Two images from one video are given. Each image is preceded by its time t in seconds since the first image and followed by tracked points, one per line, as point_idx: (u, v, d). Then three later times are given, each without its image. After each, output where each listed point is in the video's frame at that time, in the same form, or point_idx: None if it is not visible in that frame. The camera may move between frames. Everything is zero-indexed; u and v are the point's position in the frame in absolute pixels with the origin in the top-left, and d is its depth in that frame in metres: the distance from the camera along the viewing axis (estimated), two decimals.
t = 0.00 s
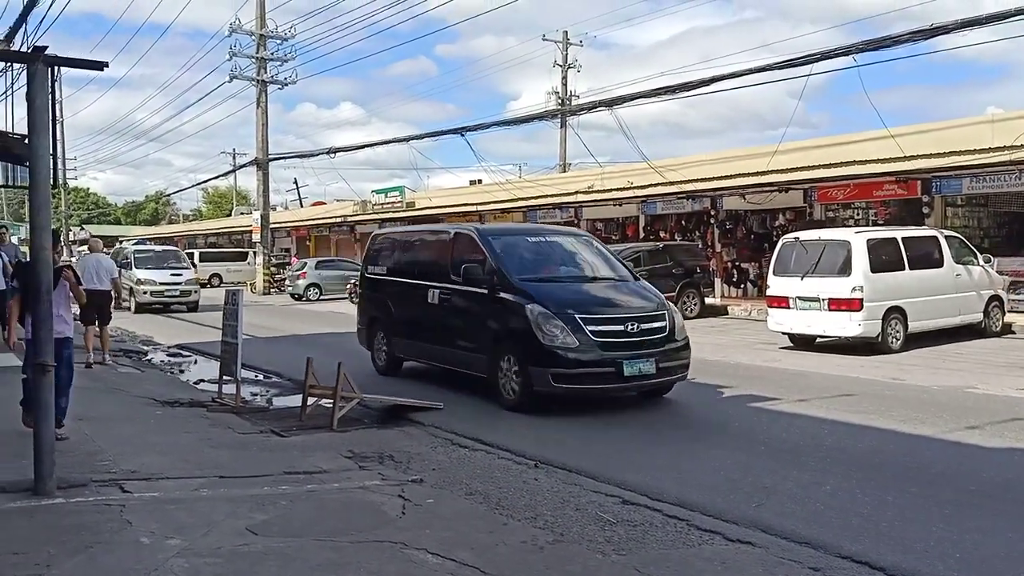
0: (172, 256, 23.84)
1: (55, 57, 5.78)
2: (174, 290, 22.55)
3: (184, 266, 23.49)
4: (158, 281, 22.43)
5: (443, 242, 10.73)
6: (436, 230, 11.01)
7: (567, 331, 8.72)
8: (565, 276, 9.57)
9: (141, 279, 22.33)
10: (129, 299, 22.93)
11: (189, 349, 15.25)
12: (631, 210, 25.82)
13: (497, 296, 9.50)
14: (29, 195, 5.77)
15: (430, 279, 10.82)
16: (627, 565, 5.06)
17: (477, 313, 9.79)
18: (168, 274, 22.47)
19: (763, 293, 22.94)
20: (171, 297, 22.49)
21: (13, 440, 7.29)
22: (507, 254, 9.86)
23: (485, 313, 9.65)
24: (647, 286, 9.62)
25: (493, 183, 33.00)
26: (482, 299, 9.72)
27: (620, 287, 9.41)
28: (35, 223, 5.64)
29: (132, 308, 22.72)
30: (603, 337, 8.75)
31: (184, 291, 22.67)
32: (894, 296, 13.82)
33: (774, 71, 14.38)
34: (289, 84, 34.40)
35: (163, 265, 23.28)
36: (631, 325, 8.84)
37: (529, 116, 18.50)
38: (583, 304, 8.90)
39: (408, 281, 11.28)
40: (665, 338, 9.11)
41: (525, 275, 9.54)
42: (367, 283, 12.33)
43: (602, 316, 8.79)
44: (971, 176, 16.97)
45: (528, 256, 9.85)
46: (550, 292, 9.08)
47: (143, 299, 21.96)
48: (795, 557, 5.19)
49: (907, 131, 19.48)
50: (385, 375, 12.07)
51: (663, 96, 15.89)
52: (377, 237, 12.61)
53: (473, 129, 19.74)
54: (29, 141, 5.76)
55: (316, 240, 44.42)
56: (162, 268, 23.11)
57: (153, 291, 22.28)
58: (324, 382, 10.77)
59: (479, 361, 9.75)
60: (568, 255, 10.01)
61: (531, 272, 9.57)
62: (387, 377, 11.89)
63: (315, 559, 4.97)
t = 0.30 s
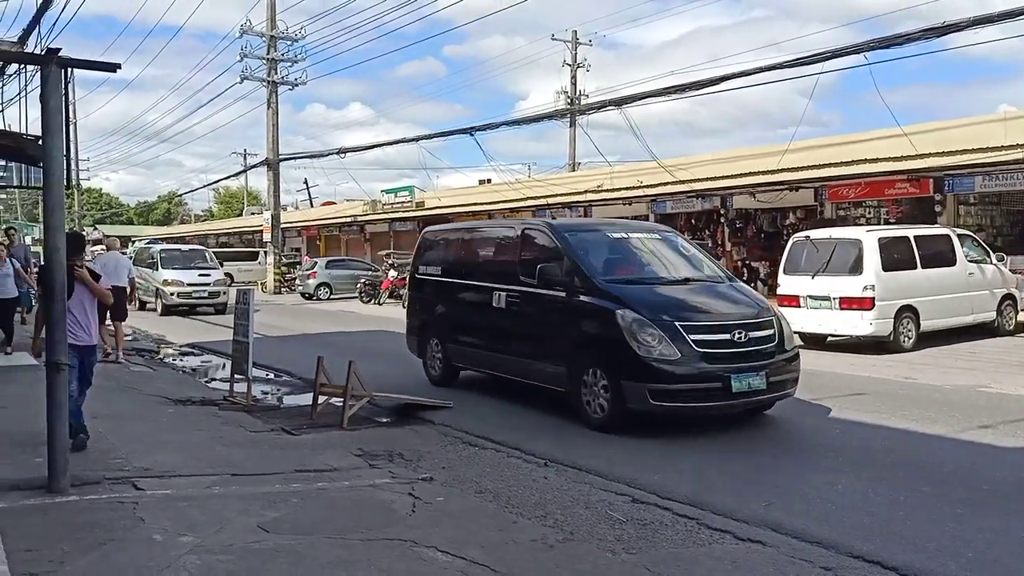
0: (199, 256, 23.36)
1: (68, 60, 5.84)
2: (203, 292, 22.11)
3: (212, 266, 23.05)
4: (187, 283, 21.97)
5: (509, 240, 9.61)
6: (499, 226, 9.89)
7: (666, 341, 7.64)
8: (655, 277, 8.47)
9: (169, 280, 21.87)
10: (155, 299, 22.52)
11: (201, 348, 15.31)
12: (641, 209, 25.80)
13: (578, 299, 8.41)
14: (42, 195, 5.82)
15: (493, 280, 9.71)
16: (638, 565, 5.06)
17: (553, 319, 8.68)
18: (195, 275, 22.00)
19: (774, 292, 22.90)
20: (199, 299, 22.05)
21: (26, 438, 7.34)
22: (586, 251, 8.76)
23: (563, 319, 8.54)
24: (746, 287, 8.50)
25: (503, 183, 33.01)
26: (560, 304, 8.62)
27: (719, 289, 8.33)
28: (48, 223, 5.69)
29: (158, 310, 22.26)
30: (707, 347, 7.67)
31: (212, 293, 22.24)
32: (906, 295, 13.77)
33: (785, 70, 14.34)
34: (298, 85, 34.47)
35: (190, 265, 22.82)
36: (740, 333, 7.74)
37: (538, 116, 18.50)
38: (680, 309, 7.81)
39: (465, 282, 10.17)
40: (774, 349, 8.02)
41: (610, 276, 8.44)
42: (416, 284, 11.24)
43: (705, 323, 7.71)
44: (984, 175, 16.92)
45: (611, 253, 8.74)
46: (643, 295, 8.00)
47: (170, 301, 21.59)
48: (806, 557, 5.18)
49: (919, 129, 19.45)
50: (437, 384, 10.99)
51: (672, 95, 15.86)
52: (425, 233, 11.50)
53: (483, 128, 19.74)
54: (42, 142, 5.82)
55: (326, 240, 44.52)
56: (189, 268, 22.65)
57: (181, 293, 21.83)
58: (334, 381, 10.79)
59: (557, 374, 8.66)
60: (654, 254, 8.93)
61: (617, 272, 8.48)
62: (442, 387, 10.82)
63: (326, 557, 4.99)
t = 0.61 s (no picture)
0: (223, 256, 22.93)
1: (76, 59, 5.85)
2: (227, 293, 21.67)
3: (235, 266, 22.65)
4: (210, 284, 21.56)
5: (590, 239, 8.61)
6: (575, 225, 8.91)
7: (794, 356, 6.62)
8: (766, 280, 7.46)
9: (191, 281, 21.48)
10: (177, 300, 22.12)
11: (208, 348, 15.34)
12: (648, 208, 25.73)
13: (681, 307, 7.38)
14: (51, 195, 5.84)
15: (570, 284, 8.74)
16: (646, 565, 5.05)
17: (647, 329, 7.69)
18: (220, 275, 21.59)
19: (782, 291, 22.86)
20: (222, 300, 21.62)
21: (35, 437, 7.36)
22: (686, 250, 7.71)
23: (659, 328, 7.54)
24: (870, 292, 7.48)
25: (509, 182, 33.00)
26: (657, 312, 7.61)
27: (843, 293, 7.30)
28: (57, 223, 5.70)
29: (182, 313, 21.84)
30: (842, 362, 6.64)
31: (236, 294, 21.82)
32: (914, 294, 13.74)
33: (792, 68, 14.31)
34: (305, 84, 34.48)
35: (213, 265, 22.42)
36: (878, 346, 6.71)
37: (545, 115, 18.48)
38: (805, 316, 6.79)
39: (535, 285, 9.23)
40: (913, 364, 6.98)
41: (717, 277, 7.41)
42: (476, 287, 10.31)
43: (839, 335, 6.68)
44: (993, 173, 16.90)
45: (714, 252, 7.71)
46: (761, 301, 6.97)
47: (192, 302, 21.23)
48: (814, 558, 5.17)
49: (929, 127, 19.43)
50: (499, 400, 10.01)
51: (680, 93, 15.83)
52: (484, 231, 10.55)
53: (489, 127, 19.73)
54: (51, 142, 5.83)
55: (333, 239, 44.59)
56: (212, 268, 22.23)
57: (204, 294, 21.42)
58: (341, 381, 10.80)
59: (652, 391, 7.64)
60: (761, 253, 7.91)
61: (725, 274, 7.46)
62: (506, 403, 9.83)
63: (333, 557, 4.99)
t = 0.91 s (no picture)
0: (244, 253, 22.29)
1: (79, 56, 5.84)
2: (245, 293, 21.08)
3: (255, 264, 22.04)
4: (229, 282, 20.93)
5: (686, 234, 7.49)
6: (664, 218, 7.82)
7: (969, 373, 5.47)
8: (911, 282, 6.33)
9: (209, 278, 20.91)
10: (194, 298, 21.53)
11: (211, 345, 15.36)
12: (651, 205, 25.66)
13: (816, 314, 6.24)
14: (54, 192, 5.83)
15: (659, 284, 7.67)
16: (650, 562, 5.05)
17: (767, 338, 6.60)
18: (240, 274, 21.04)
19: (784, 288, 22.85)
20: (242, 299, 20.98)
21: (39, 433, 7.38)
22: (814, 246, 6.60)
23: (782, 338, 6.46)
24: None
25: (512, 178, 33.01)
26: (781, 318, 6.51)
27: (1003, 298, 6.19)
28: (60, 219, 5.71)
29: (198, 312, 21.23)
30: None
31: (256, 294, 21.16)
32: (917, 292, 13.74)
33: (795, 65, 14.29)
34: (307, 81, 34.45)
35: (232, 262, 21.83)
36: None
37: (547, 112, 18.46)
38: (976, 325, 5.65)
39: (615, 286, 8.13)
40: None
41: (850, 277, 6.32)
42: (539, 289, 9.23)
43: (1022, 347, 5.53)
44: (997, 170, 16.91)
45: (844, 250, 6.60)
46: (918, 308, 5.83)
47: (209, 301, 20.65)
48: (817, 554, 5.17)
49: (934, 123, 19.26)
50: (566, 414, 8.99)
51: (682, 90, 15.81)
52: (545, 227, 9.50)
53: (492, 124, 19.72)
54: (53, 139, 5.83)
55: (336, 236, 44.61)
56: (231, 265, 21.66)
57: (222, 292, 20.80)
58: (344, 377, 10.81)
59: (774, 412, 6.55)
60: (895, 252, 6.79)
61: (864, 276, 6.32)
62: (575, 418, 8.80)
63: (337, 553, 5.00)
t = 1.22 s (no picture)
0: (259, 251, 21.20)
1: (75, 51, 5.81)
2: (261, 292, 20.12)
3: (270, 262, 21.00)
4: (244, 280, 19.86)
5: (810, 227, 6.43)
6: (777, 211, 6.74)
7: None
8: None
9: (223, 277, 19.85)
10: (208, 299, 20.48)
11: (208, 341, 15.33)
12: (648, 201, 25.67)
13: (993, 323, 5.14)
14: (50, 187, 5.81)
15: (769, 289, 6.64)
16: (647, 558, 5.06)
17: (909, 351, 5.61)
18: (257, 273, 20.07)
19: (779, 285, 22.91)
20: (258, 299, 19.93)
21: (35, 430, 7.35)
22: (972, 239, 5.50)
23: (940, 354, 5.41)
24: None
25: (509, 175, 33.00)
26: (932, 333, 5.48)
27: None
28: (55, 216, 5.69)
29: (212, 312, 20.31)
30: None
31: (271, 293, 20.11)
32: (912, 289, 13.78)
33: (793, 62, 14.29)
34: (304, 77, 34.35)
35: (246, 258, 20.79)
36: None
37: (545, 108, 18.43)
38: None
39: (708, 288, 7.13)
40: None
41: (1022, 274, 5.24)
42: (613, 291, 8.17)
43: None
44: (993, 168, 16.91)
45: (997, 242, 5.52)
46: None
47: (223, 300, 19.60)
48: (814, 551, 5.17)
49: (930, 121, 19.28)
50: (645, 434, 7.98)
51: (680, 87, 15.80)
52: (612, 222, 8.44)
53: (489, 121, 19.69)
54: (49, 134, 5.80)
55: (332, 232, 44.57)
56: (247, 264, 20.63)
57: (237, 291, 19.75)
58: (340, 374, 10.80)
59: (931, 443, 5.51)
60: None
61: None
62: (659, 438, 7.79)
63: (334, 549, 5.00)
